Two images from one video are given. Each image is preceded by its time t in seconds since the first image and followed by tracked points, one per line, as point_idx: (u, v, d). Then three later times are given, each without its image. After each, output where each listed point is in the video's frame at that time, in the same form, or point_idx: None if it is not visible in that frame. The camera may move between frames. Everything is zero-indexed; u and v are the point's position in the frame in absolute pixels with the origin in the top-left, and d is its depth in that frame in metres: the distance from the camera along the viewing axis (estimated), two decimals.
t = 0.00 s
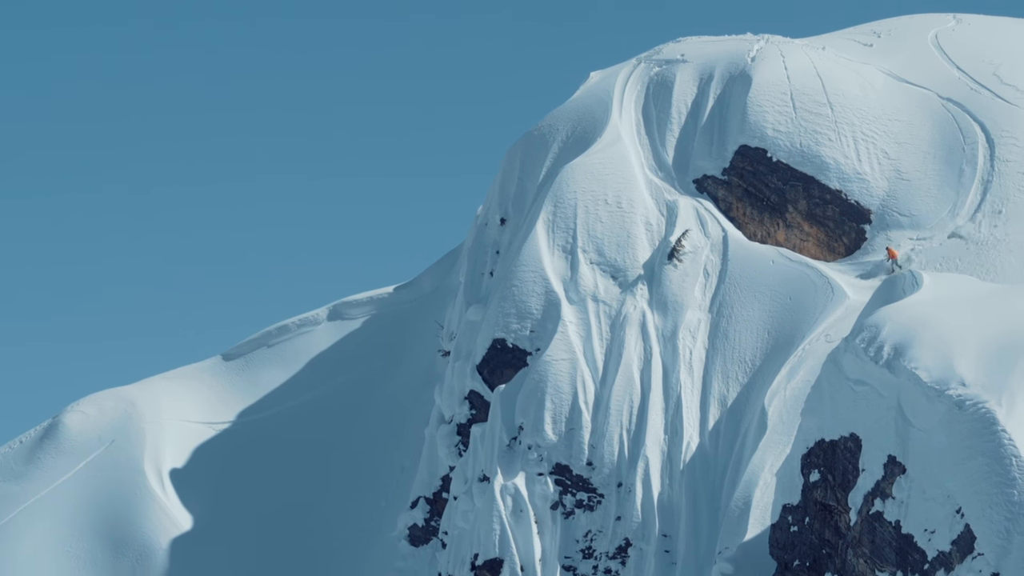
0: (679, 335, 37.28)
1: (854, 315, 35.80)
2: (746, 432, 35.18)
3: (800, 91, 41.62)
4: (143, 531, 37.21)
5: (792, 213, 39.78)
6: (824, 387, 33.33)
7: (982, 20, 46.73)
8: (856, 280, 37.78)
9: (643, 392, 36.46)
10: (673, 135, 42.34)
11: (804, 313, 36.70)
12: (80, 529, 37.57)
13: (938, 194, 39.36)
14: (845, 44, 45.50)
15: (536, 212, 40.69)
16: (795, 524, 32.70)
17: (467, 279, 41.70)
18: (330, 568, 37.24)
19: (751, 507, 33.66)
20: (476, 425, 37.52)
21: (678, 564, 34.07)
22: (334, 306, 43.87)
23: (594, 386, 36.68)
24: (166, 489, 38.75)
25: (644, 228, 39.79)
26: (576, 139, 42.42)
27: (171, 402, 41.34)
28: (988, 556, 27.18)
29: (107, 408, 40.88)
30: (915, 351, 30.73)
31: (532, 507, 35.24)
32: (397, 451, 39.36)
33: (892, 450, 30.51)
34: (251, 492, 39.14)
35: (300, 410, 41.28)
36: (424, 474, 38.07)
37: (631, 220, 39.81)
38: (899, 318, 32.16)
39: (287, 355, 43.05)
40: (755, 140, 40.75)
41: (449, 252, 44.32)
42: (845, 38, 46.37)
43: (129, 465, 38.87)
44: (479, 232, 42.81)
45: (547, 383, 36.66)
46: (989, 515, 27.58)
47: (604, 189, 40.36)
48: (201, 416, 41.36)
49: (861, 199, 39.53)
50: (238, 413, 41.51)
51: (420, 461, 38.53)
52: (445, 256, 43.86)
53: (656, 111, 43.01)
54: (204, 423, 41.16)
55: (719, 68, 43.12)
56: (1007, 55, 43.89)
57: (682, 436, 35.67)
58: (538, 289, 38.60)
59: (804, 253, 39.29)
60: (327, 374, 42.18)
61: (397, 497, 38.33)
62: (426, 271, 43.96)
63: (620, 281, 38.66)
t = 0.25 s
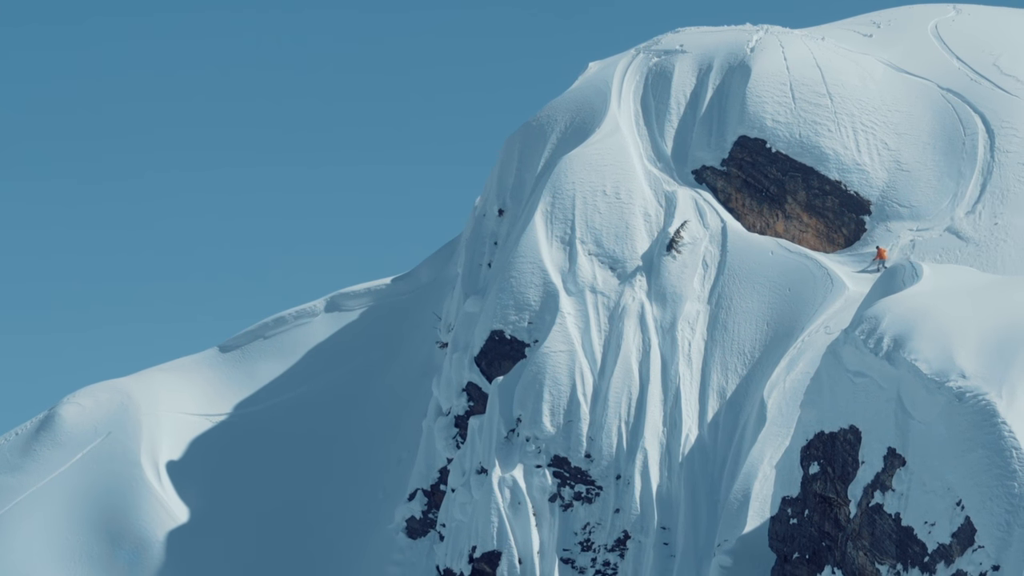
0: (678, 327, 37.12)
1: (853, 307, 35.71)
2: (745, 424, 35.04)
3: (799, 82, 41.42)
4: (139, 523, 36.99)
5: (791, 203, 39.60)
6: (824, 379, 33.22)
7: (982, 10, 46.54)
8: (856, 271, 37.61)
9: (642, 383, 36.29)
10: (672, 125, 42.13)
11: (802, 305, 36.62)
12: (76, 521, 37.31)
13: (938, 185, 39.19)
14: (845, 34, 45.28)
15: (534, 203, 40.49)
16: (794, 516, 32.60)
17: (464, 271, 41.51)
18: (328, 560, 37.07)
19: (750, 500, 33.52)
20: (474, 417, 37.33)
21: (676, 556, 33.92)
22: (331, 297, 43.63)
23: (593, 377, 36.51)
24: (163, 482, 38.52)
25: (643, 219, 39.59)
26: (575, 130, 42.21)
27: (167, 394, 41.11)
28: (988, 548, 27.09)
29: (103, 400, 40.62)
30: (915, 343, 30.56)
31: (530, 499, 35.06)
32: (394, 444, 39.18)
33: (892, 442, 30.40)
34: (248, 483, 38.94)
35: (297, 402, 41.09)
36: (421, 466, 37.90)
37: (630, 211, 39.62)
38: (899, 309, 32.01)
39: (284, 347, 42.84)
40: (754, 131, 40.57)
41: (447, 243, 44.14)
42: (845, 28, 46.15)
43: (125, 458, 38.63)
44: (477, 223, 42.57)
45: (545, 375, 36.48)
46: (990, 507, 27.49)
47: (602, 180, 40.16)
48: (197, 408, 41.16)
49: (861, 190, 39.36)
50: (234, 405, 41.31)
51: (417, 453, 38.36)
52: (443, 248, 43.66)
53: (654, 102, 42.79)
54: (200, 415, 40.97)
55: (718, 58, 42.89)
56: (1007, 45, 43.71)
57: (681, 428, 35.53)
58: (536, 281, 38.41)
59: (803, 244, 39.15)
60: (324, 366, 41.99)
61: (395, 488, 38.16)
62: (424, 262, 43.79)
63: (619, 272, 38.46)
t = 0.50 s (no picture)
0: (678, 314, 36.99)
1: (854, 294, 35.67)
2: (744, 413, 34.97)
3: (799, 69, 41.21)
4: (137, 512, 36.80)
5: (791, 190, 39.44)
6: (824, 366, 33.14)
7: None
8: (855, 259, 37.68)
9: (641, 371, 36.16)
10: (671, 112, 41.95)
11: (802, 293, 36.58)
12: (73, 509, 37.12)
13: (939, 172, 39.03)
14: (845, 21, 45.06)
15: (533, 191, 40.32)
16: (794, 504, 32.52)
17: (462, 258, 41.35)
18: (326, 548, 36.94)
19: (750, 488, 33.44)
20: (472, 405, 37.21)
21: (675, 544, 33.85)
22: (330, 285, 43.46)
23: (592, 365, 36.38)
24: (160, 470, 38.35)
25: (642, 206, 39.43)
26: (574, 117, 42.02)
27: (165, 382, 40.90)
28: (989, 537, 26.99)
29: (100, 387, 40.39)
30: (916, 330, 30.45)
31: (529, 487, 34.92)
32: (393, 431, 39.07)
33: (891, 430, 30.25)
34: (246, 470, 38.78)
35: (295, 389, 40.93)
36: (420, 454, 37.79)
37: (629, 198, 39.45)
38: (899, 296, 31.90)
39: (282, 334, 42.69)
40: (754, 118, 40.40)
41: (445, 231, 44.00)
42: (845, 15, 45.92)
43: (122, 445, 38.39)
44: (476, 210, 42.41)
45: (544, 363, 36.32)
46: (990, 495, 27.39)
47: (601, 167, 39.98)
48: (195, 395, 40.97)
49: (861, 177, 39.18)
50: (232, 393, 41.14)
51: (416, 441, 38.26)
52: (442, 235, 43.53)
53: (654, 89, 42.60)
54: (198, 402, 40.78)
55: (718, 45, 42.68)
56: (1008, 32, 43.55)
57: (680, 416, 35.44)
58: (535, 268, 38.26)
59: (803, 231, 39.00)
60: (322, 353, 41.84)
61: (394, 476, 38.05)
62: (422, 249, 43.66)
63: (618, 260, 38.31)
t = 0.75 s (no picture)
0: (678, 299, 36.71)
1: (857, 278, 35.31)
2: (746, 398, 34.73)
3: (802, 52, 40.85)
4: (134, 497, 36.41)
5: (793, 173, 39.12)
6: (826, 351, 32.89)
7: None
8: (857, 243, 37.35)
9: (642, 356, 35.89)
10: (672, 95, 41.60)
11: (804, 277, 36.29)
12: (70, 495, 36.76)
13: (941, 155, 38.70)
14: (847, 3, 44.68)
15: (533, 174, 40.00)
16: (796, 490, 32.35)
17: (462, 242, 41.06)
18: (324, 532, 36.68)
19: (751, 473, 33.24)
20: (471, 390, 36.96)
21: (677, 530, 33.59)
22: (329, 269, 43.21)
23: (592, 350, 36.11)
24: (157, 455, 37.94)
25: (643, 190, 39.12)
26: (574, 100, 41.67)
27: (162, 366, 40.56)
28: (993, 523, 26.70)
29: (98, 372, 40.01)
30: (919, 315, 30.17)
31: (529, 473, 34.68)
32: (392, 416, 38.83)
33: (894, 415, 29.99)
34: (244, 454, 38.50)
35: (293, 374, 40.63)
36: (419, 440, 37.54)
37: (630, 182, 39.14)
38: (902, 280, 31.63)
39: (281, 319, 42.39)
40: (755, 101, 40.05)
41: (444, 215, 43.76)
42: None
43: (119, 430, 38.02)
44: (475, 194, 42.09)
45: (545, 348, 36.05)
46: (994, 481, 27.12)
47: (602, 151, 39.66)
48: (193, 380, 40.65)
49: (863, 160, 38.84)
50: (230, 378, 40.83)
51: (415, 426, 38.02)
52: (441, 219, 43.32)
53: (655, 72, 42.24)
54: (196, 387, 40.45)
55: (719, 28, 42.32)
56: (1011, 14, 43.18)
57: (681, 401, 35.17)
58: (535, 252, 37.97)
59: (805, 215, 38.73)
60: (321, 337, 41.56)
61: (393, 461, 37.81)
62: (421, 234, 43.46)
63: (619, 244, 38.01)
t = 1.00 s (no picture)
0: (681, 282, 36.17)
1: (862, 262, 35.14)
2: (750, 383, 34.20)
3: (807, 31, 40.19)
4: (130, 483, 35.83)
5: (797, 154, 38.53)
6: (831, 336, 32.39)
7: None
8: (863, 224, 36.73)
9: (644, 340, 35.34)
10: (676, 75, 40.93)
11: (809, 260, 35.77)
12: (64, 481, 36.15)
13: (949, 136, 38.07)
14: None
15: (533, 156, 39.41)
16: (801, 476, 31.82)
17: (461, 223, 40.46)
18: (322, 518, 36.20)
19: (755, 458, 32.68)
20: (471, 374, 36.42)
21: (680, 516, 33.06)
22: (326, 252, 42.71)
23: (594, 333, 35.56)
24: (153, 440, 37.36)
25: (646, 170, 38.52)
26: (576, 80, 41.05)
27: (158, 350, 40.00)
28: (1000, 509, 26.18)
29: (92, 355, 39.36)
30: (925, 299, 29.69)
31: (530, 458, 34.17)
32: (390, 400, 38.31)
33: (901, 400, 29.42)
34: (242, 438, 37.99)
35: (291, 358, 40.08)
36: (419, 425, 37.03)
37: (632, 163, 38.54)
38: (909, 262, 31.21)
39: (278, 302, 41.84)
40: (760, 81, 39.40)
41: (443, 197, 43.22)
42: None
43: (114, 415, 37.42)
44: (475, 175, 41.46)
45: (546, 332, 35.50)
46: (1002, 466, 26.59)
47: (603, 131, 39.05)
48: (190, 364, 40.10)
49: (869, 141, 38.24)
50: (227, 361, 40.27)
51: (415, 410, 37.50)
52: (440, 201, 42.83)
53: (658, 51, 41.57)
54: (193, 371, 39.88)
55: (723, 6, 41.64)
56: None
57: (684, 385, 34.64)
58: (536, 234, 37.39)
59: (810, 196, 38.13)
60: (319, 321, 40.99)
61: (392, 447, 37.34)
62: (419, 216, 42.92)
63: (620, 226, 37.44)
